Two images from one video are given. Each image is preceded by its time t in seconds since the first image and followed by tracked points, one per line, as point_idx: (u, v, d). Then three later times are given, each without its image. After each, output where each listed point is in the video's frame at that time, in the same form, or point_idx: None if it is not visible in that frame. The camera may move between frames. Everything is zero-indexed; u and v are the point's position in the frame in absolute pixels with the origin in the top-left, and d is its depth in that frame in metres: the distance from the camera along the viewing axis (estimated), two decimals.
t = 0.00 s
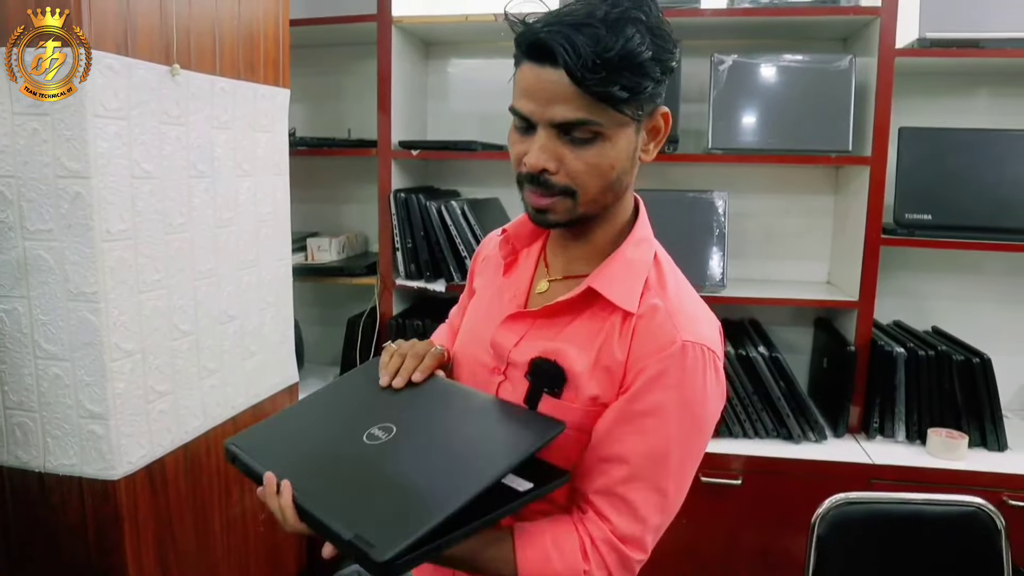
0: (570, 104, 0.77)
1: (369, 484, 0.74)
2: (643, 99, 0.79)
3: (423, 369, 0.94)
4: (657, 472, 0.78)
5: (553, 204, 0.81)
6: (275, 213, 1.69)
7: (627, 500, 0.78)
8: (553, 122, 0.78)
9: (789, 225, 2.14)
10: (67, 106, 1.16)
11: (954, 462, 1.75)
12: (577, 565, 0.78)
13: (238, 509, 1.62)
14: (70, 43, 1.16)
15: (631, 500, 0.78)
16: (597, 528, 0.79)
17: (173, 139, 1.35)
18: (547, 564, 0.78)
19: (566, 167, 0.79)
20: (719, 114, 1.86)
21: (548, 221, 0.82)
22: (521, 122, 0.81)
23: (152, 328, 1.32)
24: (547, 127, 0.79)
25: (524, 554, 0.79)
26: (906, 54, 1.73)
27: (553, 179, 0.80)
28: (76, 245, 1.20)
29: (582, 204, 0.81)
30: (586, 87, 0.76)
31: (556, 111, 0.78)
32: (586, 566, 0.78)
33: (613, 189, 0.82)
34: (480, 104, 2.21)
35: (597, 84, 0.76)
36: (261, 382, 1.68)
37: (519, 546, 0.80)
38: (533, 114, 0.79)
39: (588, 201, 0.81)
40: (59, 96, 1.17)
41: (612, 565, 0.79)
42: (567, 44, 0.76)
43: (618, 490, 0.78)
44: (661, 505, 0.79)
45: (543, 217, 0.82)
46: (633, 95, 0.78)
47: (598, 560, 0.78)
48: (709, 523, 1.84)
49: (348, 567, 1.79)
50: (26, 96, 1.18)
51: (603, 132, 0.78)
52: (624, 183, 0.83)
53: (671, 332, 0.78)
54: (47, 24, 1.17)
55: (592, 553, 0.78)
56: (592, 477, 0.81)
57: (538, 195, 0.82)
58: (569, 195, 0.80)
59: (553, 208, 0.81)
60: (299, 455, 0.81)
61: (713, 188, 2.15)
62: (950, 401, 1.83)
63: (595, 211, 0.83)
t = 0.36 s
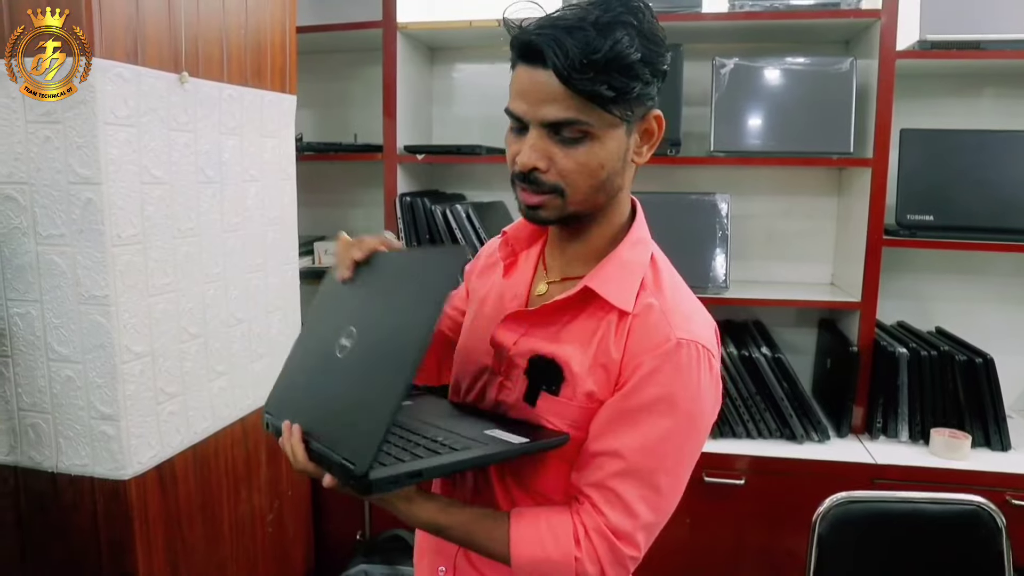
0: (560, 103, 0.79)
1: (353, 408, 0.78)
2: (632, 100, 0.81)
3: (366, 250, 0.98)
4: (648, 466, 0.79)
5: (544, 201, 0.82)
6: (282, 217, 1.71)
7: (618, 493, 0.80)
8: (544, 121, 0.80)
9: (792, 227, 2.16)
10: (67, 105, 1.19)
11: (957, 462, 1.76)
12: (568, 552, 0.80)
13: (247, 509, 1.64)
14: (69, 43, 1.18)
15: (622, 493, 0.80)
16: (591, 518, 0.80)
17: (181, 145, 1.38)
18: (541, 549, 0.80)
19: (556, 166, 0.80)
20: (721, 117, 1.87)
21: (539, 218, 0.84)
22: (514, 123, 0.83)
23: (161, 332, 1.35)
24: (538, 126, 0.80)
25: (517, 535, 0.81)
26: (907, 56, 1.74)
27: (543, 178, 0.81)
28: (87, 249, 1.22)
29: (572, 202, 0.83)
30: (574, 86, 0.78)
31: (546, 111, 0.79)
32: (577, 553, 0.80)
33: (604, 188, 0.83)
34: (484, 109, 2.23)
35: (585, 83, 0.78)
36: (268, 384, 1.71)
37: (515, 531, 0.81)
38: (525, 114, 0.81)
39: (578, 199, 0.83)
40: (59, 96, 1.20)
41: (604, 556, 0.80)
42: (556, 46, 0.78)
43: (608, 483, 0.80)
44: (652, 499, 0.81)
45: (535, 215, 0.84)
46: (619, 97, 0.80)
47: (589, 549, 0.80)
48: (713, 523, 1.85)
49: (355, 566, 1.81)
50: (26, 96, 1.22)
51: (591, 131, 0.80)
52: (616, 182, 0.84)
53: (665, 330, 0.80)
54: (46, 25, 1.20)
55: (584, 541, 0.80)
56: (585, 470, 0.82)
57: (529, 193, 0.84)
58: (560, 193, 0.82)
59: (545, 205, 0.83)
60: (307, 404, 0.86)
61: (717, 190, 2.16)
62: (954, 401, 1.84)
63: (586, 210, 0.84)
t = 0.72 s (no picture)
0: (539, 94, 0.81)
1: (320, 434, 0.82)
2: (615, 90, 0.82)
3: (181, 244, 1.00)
4: (626, 456, 0.79)
5: (526, 190, 0.85)
6: (285, 217, 1.73)
7: (595, 482, 0.80)
8: (525, 112, 0.82)
9: (793, 225, 2.16)
10: (71, 106, 1.21)
11: (958, 458, 1.76)
12: (540, 541, 0.80)
13: (251, 506, 1.66)
14: (68, 42, 1.19)
15: (598, 482, 0.79)
16: (566, 507, 0.81)
17: (185, 146, 1.39)
18: (513, 538, 0.81)
19: (539, 157, 0.82)
20: (721, 115, 1.88)
21: (524, 206, 0.86)
22: (503, 117, 0.86)
23: (166, 331, 1.37)
24: (520, 117, 0.83)
25: (490, 523, 0.82)
26: (905, 54, 1.75)
27: (526, 168, 0.83)
28: (93, 249, 1.24)
29: (555, 192, 0.84)
30: (550, 77, 0.80)
31: (527, 102, 0.82)
32: (549, 543, 0.80)
33: (587, 179, 0.84)
34: (486, 108, 2.25)
35: (562, 74, 0.80)
36: (272, 382, 1.72)
37: (491, 517, 0.82)
38: (510, 107, 0.84)
39: (561, 189, 0.84)
40: (59, 96, 1.22)
41: (578, 547, 0.80)
42: (533, 41, 0.81)
43: (585, 472, 0.80)
44: (629, 490, 0.80)
45: (519, 204, 0.86)
46: (599, 87, 0.81)
47: (563, 538, 0.80)
48: (714, 519, 1.87)
49: (358, 562, 1.83)
50: (26, 96, 1.24)
51: (570, 121, 0.82)
52: (601, 174, 0.85)
53: (649, 323, 0.81)
54: (46, 24, 1.21)
55: (558, 530, 0.80)
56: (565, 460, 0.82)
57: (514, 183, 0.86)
58: (541, 183, 0.84)
59: (527, 194, 0.85)
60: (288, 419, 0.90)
61: (718, 188, 2.17)
62: (954, 397, 1.84)
63: (571, 201, 0.86)
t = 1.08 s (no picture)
0: (511, 70, 0.84)
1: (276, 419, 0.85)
2: (582, 79, 0.83)
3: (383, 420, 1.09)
4: (576, 447, 0.76)
5: (487, 166, 0.88)
6: (293, 214, 1.74)
7: (544, 475, 0.76)
8: (497, 86, 0.86)
9: (799, 225, 2.17)
10: (82, 104, 1.23)
11: (964, 459, 1.76)
12: (482, 539, 0.77)
13: (259, 501, 1.68)
14: (69, 42, 1.22)
15: (548, 475, 0.76)
16: (513, 501, 0.77)
17: (195, 143, 1.41)
18: (453, 532, 0.78)
19: (500, 132, 0.85)
20: (727, 115, 1.88)
21: (482, 185, 0.89)
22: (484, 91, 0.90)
23: (175, 327, 1.38)
24: (493, 91, 0.86)
25: (430, 515, 0.79)
26: (913, 54, 1.75)
27: (487, 141, 0.87)
28: (103, 245, 1.26)
29: (510, 171, 0.87)
30: (522, 55, 0.83)
31: (500, 76, 0.85)
32: (491, 538, 0.77)
33: (543, 165, 0.86)
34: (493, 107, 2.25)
35: (531, 52, 0.82)
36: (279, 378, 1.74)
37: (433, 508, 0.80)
38: (488, 80, 0.87)
39: (516, 170, 0.86)
40: (59, 95, 1.24)
41: (522, 545, 0.76)
42: (513, 21, 0.84)
43: (534, 465, 0.77)
44: (580, 484, 0.76)
45: (480, 179, 0.89)
46: (565, 72, 0.82)
47: (510, 536, 0.76)
48: (719, 518, 1.87)
49: (364, 559, 1.84)
50: (26, 96, 1.26)
51: (534, 101, 0.84)
52: (560, 164, 0.87)
53: (605, 312, 0.80)
54: (46, 24, 1.23)
55: (504, 524, 0.77)
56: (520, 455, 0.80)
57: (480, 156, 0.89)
58: (499, 159, 0.87)
59: (487, 172, 0.88)
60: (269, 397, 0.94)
61: (724, 188, 2.18)
62: (961, 398, 1.84)
63: (528, 186, 0.88)
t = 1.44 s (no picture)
0: (510, 79, 0.85)
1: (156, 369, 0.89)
2: (581, 87, 0.83)
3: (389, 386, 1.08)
4: (582, 427, 0.75)
5: (490, 170, 0.89)
6: (300, 216, 1.74)
7: (548, 454, 0.75)
8: (497, 94, 0.86)
9: (806, 225, 2.16)
10: (91, 108, 1.23)
11: (973, 460, 1.75)
12: (478, 516, 0.75)
13: (266, 501, 1.68)
14: (69, 43, 1.23)
15: (551, 453, 0.74)
16: (516, 483, 0.75)
17: (202, 146, 1.41)
18: (449, 510, 0.75)
19: (501, 140, 0.87)
20: (734, 115, 1.88)
21: (485, 188, 0.91)
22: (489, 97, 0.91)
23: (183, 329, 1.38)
24: (495, 97, 0.87)
25: (423, 496, 0.77)
26: (921, 54, 1.74)
27: (490, 148, 0.88)
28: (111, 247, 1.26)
29: (510, 177, 0.88)
30: (518, 67, 0.84)
31: (500, 85, 0.86)
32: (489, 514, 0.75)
33: (544, 171, 0.87)
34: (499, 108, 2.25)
35: (527, 62, 0.83)
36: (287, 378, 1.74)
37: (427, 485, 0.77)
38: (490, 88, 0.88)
39: (518, 177, 0.87)
40: (59, 96, 1.26)
41: (522, 526, 0.74)
42: (510, 31, 0.84)
43: (540, 444, 0.75)
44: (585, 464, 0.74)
45: (485, 182, 0.91)
46: (563, 82, 0.83)
47: (509, 514, 0.74)
48: (726, 519, 1.86)
49: (371, 559, 1.84)
50: (27, 96, 1.28)
51: (531, 111, 0.85)
52: (561, 171, 0.87)
53: (620, 307, 0.80)
54: (46, 24, 1.24)
55: (508, 505, 0.75)
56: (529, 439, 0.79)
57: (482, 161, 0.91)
58: (500, 166, 0.88)
59: (489, 174, 0.90)
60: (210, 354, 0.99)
61: (731, 189, 2.17)
62: (969, 399, 1.83)
63: (530, 190, 0.89)
